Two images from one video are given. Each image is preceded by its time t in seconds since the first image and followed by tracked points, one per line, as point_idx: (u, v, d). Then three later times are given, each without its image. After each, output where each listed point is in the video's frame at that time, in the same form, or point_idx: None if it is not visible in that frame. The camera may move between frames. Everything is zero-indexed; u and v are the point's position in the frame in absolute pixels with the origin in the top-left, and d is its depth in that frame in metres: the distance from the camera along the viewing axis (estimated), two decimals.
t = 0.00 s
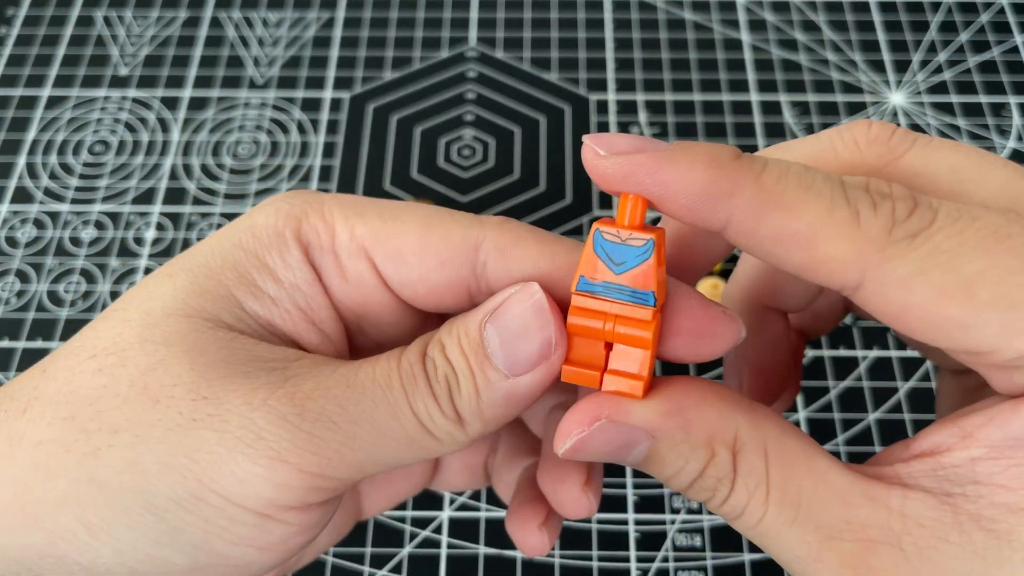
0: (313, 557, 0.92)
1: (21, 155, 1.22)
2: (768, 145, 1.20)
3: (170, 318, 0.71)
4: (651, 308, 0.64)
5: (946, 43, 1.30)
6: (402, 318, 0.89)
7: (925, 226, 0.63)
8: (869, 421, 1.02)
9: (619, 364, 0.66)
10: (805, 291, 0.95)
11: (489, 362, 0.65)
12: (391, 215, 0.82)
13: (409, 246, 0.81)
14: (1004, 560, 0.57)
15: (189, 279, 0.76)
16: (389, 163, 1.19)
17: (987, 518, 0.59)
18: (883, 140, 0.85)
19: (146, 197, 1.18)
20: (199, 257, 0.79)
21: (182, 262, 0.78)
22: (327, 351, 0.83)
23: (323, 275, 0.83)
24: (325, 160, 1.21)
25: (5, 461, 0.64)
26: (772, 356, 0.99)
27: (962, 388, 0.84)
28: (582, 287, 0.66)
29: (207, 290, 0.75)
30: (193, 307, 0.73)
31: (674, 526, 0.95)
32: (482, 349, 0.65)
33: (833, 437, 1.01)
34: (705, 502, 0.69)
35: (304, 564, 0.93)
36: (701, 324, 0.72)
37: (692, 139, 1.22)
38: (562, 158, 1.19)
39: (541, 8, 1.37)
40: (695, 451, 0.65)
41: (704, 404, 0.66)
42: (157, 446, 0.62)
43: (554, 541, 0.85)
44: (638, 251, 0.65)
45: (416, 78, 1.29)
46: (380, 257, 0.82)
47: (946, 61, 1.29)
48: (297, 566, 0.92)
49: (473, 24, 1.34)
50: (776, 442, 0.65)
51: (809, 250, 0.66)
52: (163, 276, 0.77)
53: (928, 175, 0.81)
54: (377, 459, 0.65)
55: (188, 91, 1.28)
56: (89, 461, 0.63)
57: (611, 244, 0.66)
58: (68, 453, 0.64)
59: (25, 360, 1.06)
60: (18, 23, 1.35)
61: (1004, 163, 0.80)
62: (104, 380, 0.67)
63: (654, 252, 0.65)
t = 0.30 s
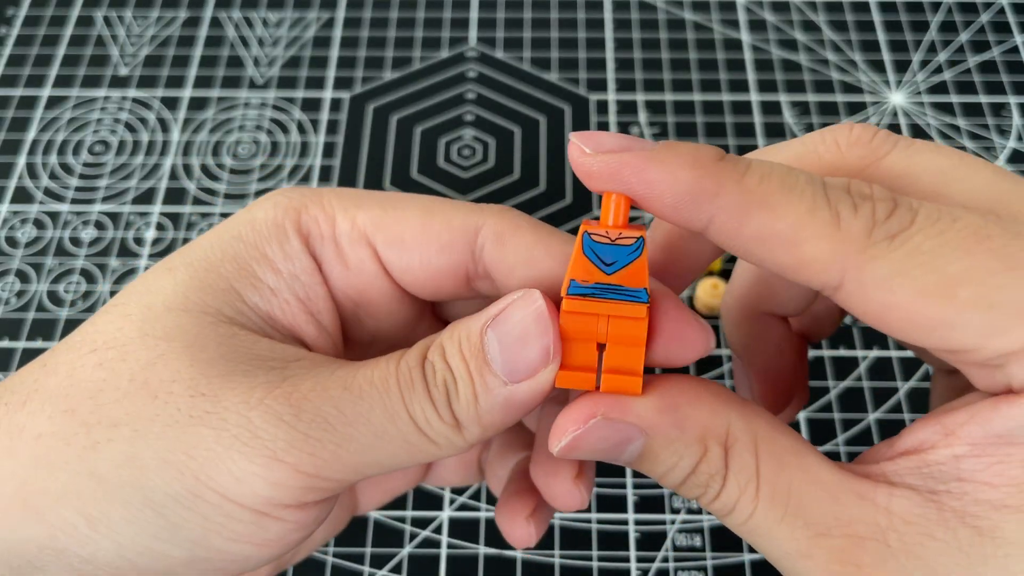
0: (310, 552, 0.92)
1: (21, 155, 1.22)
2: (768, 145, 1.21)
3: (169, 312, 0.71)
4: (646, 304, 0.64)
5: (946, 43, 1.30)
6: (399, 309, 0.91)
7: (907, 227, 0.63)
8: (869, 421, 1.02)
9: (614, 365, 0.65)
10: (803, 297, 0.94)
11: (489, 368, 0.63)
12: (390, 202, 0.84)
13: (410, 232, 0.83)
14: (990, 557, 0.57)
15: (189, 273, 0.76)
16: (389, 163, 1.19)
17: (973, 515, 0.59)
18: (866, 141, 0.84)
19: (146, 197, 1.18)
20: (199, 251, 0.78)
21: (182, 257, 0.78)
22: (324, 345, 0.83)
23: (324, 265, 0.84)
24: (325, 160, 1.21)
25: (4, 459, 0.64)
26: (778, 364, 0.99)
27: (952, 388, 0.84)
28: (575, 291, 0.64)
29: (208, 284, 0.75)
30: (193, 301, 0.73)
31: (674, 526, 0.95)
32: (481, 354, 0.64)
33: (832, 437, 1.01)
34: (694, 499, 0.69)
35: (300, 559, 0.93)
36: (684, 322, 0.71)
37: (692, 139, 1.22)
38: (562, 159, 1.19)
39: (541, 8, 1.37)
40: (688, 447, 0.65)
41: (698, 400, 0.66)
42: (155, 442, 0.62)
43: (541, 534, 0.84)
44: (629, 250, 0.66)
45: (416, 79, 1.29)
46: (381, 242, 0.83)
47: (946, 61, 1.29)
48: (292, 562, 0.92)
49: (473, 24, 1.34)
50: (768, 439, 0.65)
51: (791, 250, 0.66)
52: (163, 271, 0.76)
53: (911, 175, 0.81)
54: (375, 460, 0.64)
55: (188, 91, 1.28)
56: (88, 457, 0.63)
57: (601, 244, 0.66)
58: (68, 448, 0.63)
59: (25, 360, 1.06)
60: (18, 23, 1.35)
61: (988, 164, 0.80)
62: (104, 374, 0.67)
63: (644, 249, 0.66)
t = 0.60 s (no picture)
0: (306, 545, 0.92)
1: (21, 155, 1.22)
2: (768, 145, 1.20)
3: (171, 308, 0.71)
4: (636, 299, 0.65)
5: (946, 43, 1.30)
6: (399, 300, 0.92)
7: (880, 231, 0.62)
8: (869, 421, 1.02)
9: (613, 361, 0.66)
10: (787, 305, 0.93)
11: (483, 379, 0.61)
12: (392, 194, 0.86)
13: (413, 219, 0.85)
14: (973, 557, 0.56)
15: (190, 268, 0.76)
16: (389, 163, 1.19)
17: (956, 515, 0.58)
18: (843, 139, 0.84)
19: (146, 197, 1.18)
20: (199, 244, 0.79)
21: (183, 252, 0.78)
22: (326, 338, 0.83)
23: (327, 256, 0.85)
24: (325, 160, 1.21)
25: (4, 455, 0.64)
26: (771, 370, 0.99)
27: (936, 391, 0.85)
28: (572, 300, 0.62)
29: (209, 279, 0.75)
30: (195, 298, 0.72)
31: (674, 526, 0.95)
32: (476, 363, 0.61)
33: (832, 437, 1.01)
34: (688, 495, 0.69)
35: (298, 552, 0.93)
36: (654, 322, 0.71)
37: (692, 139, 1.22)
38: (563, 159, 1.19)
39: (541, 8, 1.37)
40: (686, 441, 0.65)
41: (694, 396, 0.67)
42: (151, 440, 0.62)
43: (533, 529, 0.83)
44: (618, 250, 0.64)
45: (416, 79, 1.29)
46: (385, 231, 0.85)
47: (946, 61, 1.29)
48: (289, 555, 0.92)
49: (473, 24, 1.34)
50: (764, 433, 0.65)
51: (766, 254, 0.64)
52: (162, 268, 0.76)
53: (889, 175, 0.81)
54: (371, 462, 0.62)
55: (188, 91, 1.28)
56: (87, 452, 0.62)
57: (593, 250, 0.63)
58: (67, 442, 0.63)
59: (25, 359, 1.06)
60: (18, 23, 1.35)
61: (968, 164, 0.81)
62: (104, 368, 0.66)
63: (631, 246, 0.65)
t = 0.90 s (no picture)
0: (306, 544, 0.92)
1: (21, 155, 1.22)
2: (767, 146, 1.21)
3: (170, 306, 0.71)
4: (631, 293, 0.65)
5: (946, 44, 1.30)
6: (399, 298, 0.92)
7: (870, 234, 0.61)
8: (869, 421, 1.02)
9: (609, 356, 0.66)
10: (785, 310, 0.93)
11: (481, 373, 0.61)
12: (391, 194, 0.86)
13: (413, 218, 0.85)
14: (967, 558, 0.57)
15: (191, 267, 0.76)
16: (389, 163, 1.20)
17: (950, 515, 0.58)
18: (840, 133, 0.84)
19: (146, 197, 1.18)
20: (199, 244, 0.79)
21: (183, 252, 0.78)
22: (326, 338, 0.83)
23: (327, 255, 0.85)
24: (325, 160, 1.21)
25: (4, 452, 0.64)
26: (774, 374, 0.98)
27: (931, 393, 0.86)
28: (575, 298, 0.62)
29: (210, 278, 0.75)
30: (195, 297, 0.72)
31: (674, 526, 0.95)
32: (474, 358, 0.62)
33: (832, 437, 1.01)
34: (684, 493, 0.69)
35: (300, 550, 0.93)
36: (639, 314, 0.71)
37: (692, 139, 1.22)
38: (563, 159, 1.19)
39: (541, 8, 1.37)
40: (685, 438, 0.64)
41: (692, 392, 0.66)
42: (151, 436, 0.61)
43: (528, 529, 0.83)
44: (613, 246, 0.63)
45: (416, 79, 1.29)
46: (384, 230, 0.85)
47: (946, 61, 1.29)
48: (290, 554, 0.92)
49: (473, 25, 1.34)
50: (762, 429, 0.65)
51: (757, 256, 0.63)
52: (165, 266, 0.76)
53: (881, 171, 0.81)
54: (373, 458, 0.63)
55: (188, 91, 1.28)
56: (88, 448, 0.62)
57: (591, 246, 0.62)
58: (68, 439, 0.63)
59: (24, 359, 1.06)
60: (18, 23, 1.35)
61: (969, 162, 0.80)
62: (105, 367, 0.66)
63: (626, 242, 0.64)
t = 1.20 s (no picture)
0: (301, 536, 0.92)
1: (21, 155, 1.23)
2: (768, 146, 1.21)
3: (144, 284, 0.72)
4: (605, 251, 0.63)
5: (945, 43, 1.30)
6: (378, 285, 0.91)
7: (866, 203, 0.61)
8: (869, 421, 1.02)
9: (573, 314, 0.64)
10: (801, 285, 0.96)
11: (464, 319, 0.64)
12: (369, 177, 0.85)
13: (390, 203, 0.84)
14: (937, 532, 0.56)
15: (167, 248, 0.76)
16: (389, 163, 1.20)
17: (922, 489, 0.58)
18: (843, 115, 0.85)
19: (146, 197, 1.18)
20: (180, 227, 0.80)
21: (165, 233, 0.79)
22: (302, 318, 0.84)
23: (303, 240, 0.85)
24: (325, 160, 1.21)
25: None
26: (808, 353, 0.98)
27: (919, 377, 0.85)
28: (537, 241, 0.64)
29: (186, 257, 0.76)
30: (170, 274, 0.73)
31: (674, 526, 0.95)
32: (455, 309, 0.64)
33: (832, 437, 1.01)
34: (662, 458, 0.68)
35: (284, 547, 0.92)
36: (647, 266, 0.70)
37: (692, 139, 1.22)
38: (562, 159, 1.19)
39: (541, 8, 1.37)
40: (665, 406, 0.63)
41: (674, 357, 0.65)
42: (152, 419, 0.62)
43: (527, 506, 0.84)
44: (584, 194, 0.64)
45: (416, 79, 1.29)
46: (359, 215, 0.84)
47: (946, 61, 1.29)
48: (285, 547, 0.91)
49: (473, 25, 1.34)
50: (741, 401, 0.64)
51: (751, 218, 0.64)
52: (143, 246, 0.77)
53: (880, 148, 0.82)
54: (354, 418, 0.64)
55: (188, 91, 1.28)
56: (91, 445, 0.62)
57: (559, 192, 0.65)
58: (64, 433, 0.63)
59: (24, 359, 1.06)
60: (18, 23, 1.35)
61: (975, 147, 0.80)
62: (81, 347, 0.66)
63: (600, 193, 0.64)
